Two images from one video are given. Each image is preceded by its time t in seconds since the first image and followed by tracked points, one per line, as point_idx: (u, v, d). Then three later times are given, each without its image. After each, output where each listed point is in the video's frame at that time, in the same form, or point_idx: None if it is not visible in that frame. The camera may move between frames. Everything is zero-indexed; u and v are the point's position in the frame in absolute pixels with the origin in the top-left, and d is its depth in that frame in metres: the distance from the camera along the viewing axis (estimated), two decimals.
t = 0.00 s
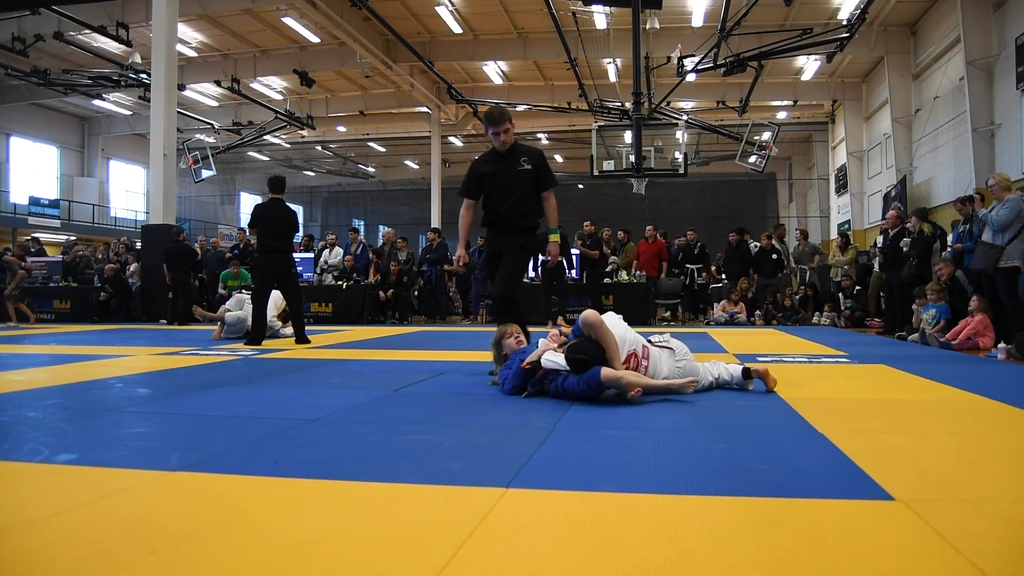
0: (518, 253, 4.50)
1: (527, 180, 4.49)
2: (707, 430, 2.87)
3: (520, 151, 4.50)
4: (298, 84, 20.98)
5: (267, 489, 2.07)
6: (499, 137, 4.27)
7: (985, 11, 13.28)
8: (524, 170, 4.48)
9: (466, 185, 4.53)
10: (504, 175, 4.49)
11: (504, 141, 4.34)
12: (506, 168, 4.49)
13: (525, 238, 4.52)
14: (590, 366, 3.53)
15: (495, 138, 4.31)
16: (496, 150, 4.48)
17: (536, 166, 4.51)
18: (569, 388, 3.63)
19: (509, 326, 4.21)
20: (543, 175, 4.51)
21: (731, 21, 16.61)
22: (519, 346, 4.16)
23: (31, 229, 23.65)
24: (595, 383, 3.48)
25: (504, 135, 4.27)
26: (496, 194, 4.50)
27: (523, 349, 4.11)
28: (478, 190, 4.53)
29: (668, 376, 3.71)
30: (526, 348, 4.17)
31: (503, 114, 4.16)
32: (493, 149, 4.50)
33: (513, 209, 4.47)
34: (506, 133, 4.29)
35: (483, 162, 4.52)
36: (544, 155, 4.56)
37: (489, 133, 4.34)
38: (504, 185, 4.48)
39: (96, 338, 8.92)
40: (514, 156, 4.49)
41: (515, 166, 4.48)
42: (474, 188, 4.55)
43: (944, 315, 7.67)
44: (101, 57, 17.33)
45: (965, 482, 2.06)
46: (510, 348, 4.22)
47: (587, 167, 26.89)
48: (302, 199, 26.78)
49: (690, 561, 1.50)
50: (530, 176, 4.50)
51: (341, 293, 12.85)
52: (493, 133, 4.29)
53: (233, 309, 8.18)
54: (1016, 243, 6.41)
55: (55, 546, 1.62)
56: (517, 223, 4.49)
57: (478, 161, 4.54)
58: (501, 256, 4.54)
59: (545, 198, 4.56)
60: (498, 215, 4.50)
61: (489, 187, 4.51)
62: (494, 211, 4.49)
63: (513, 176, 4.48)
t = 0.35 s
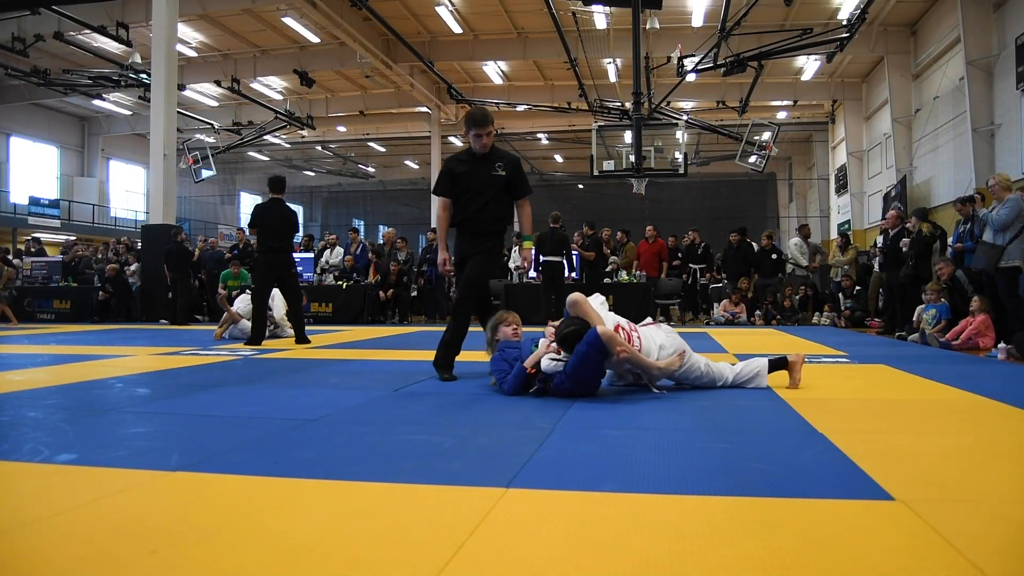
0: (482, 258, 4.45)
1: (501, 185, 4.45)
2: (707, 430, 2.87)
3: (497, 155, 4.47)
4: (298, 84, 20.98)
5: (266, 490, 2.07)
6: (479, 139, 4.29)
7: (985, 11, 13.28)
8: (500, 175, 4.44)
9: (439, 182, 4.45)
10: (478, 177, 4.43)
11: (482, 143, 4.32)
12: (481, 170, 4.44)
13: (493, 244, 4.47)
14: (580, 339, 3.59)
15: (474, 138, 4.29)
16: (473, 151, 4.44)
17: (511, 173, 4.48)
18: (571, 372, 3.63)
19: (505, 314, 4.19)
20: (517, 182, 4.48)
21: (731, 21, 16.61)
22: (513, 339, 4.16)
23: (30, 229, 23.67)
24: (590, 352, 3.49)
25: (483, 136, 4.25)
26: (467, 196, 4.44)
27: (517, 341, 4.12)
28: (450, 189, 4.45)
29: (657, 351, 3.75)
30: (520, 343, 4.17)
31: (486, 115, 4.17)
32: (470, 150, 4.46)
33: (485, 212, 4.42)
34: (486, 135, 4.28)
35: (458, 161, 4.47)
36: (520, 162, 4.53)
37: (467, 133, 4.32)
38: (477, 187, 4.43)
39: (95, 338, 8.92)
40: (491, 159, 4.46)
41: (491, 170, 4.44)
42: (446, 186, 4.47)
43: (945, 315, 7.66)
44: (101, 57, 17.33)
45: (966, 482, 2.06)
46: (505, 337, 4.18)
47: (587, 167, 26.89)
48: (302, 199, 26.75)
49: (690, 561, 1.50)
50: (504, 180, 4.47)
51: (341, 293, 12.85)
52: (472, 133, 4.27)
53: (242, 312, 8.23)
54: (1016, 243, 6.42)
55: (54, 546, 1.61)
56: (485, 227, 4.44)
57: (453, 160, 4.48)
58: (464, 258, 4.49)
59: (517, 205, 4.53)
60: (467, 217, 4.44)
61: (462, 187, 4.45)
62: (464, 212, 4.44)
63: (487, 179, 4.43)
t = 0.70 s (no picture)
0: (459, 252, 4.45)
1: (480, 179, 4.47)
2: (707, 430, 2.87)
3: (480, 149, 4.48)
4: (298, 84, 20.98)
5: (266, 490, 2.07)
6: (466, 132, 4.27)
7: (986, 11, 13.27)
8: (480, 169, 4.47)
9: (419, 171, 4.38)
10: (458, 170, 4.43)
11: (467, 137, 4.31)
12: (462, 163, 4.43)
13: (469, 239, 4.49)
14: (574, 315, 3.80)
15: (461, 130, 4.28)
16: (456, 143, 4.42)
17: (492, 168, 4.51)
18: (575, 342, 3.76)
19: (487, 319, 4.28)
20: (496, 178, 4.53)
21: (731, 21, 16.62)
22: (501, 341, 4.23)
23: (30, 229, 23.68)
24: (586, 317, 3.68)
25: (470, 130, 4.24)
26: (446, 188, 4.42)
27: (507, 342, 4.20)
28: (429, 179, 4.41)
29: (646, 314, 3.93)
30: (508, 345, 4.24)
31: (475, 109, 4.18)
32: (452, 141, 4.44)
33: (464, 207, 4.42)
34: (473, 129, 4.28)
35: (439, 151, 4.43)
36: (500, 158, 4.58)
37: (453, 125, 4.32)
38: (458, 180, 4.41)
39: (95, 338, 8.91)
40: (472, 153, 4.46)
41: (472, 163, 4.45)
42: (426, 176, 4.41)
43: (945, 315, 7.66)
44: (100, 57, 17.33)
45: (967, 482, 2.05)
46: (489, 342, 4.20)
47: (587, 167, 26.86)
48: (302, 199, 26.76)
49: (691, 562, 1.49)
50: (484, 176, 4.49)
51: (341, 293, 12.86)
52: (460, 125, 4.24)
53: (243, 313, 8.23)
54: (1017, 242, 6.42)
55: (55, 546, 1.62)
56: (461, 221, 4.44)
57: (434, 149, 4.43)
58: (440, 252, 4.46)
59: (492, 201, 4.58)
60: (445, 209, 4.41)
61: (442, 178, 4.41)
62: (443, 204, 4.41)
63: (468, 172, 4.43)
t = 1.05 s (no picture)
0: (444, 252, 4.48)
1: (459, 177, 4.49)
2: (706, 430, 2.87)
3: (457, 146, 4.49)
4: (298, 84, 20.98)
5: (266, 489, 2.07)
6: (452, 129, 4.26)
7: (985, 11, 13.28)
8: (460, 166, 4.48)
9: (403, 170, 4.26)
10: (441, 168, 4.40)
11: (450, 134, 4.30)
12: (443, 162, 4.41)
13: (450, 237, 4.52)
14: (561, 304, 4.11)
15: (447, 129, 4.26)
16: (436, 141, 4.38)
17: (468, 165, 4.56)
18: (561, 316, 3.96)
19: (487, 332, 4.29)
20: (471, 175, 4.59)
21: (731, 21, 16.62)
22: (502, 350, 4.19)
23: (30, 229, 23.70)
24: (565, 294, 4.04)
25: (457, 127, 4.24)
26: (430, 188, 4.37)
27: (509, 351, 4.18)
28: (413, 179, 4.32)
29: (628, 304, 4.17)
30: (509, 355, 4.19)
31: (461, 106, 4.19)
32: (431, 140, 4.39)
33: (447, 205, 4.43)
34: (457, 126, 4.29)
35: (419, 150, 4.35)
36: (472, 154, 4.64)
37: (437, 123, 4.28)
38: (442, 180, 4.39)
39: (95, 338, 8.91)
40: (451, 150, 4.45)
41: (452, 161, 4.45)
42: (410, 176, 4.30)
43: (945, 315, 7.64)
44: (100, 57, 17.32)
45: (967, 482, 2.05)
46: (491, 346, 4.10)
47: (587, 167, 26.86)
48: (302, 199, 26.78)
49: (691, 561, 1.49)
50: (463, 174, 4.52)
51: (341, 293, 12.86)
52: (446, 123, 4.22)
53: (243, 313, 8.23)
54: (1017, 242, 6.41)
55: (55, 545, 1.62)
56: (444, 221, 4.46)
57: (414, 147, 4.33)
58: (426, 253, 4.44)
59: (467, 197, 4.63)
60: (431, 210, 4.38)
61: (426, 178, 4.35)
62: (428, 205, 4.37)
63: (449, 170, 4.43)
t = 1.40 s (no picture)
0: (416, 248, 4.55)
1: (421, 172, 4.57)
2: (706, 430, 2.87)
3: (417, 141, 4.54)
4: (298, 84, 20.98)
5: (266, 490, 2.07)
6: (421, 125, 4.33)
7: (985, 11, 13.28)
8: (422, 161, 4.55)
9: (381, 169, 4.23)
10: (410, 164, 4.45)
11: (417, 130, 4.36)
12: (410, 157, 4.45)
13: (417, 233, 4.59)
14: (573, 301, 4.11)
15: (417, 124, 4.33)
16: (403, 137, 4.40)
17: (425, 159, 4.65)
18: (563, 306, 4.00)
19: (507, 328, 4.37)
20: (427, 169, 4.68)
21: (731, 21, 16.61)
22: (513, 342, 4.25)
23: (31, 229, 23.72)
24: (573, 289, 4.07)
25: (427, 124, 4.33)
26: (402, 184, 4.41)
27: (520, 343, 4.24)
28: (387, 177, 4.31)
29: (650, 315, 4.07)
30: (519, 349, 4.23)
31: (430, 101, 4.29)
32: (397, 136, 4.40)
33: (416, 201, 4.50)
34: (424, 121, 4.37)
35: (390, 147, 4.34)
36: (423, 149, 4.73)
37: (404, 119, 4.31)
38: (412, 175, 4.45)
39: (96, 338, 8.91)
40: (415, 146, 4.50)
41: (415, 157, 4.51)
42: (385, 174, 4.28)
43: (945, 315, 7.64)
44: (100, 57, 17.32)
45: (967, 482, 2.05)
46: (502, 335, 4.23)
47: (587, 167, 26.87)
48: (302, 199, 26.78)
49: (690, 562, 1.49)
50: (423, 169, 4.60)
51: (340, 293, 12.86)
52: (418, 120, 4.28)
53: (243, 313, 8.23)
54: (1017, 243, 6.41)
55: (56, 546, 1.62)
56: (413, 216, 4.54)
57: (385, 145, 4.31)
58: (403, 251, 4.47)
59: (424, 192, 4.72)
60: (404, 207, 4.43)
61: (398, 174, 4.37)
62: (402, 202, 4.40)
63: (416, 166, 4.49)
